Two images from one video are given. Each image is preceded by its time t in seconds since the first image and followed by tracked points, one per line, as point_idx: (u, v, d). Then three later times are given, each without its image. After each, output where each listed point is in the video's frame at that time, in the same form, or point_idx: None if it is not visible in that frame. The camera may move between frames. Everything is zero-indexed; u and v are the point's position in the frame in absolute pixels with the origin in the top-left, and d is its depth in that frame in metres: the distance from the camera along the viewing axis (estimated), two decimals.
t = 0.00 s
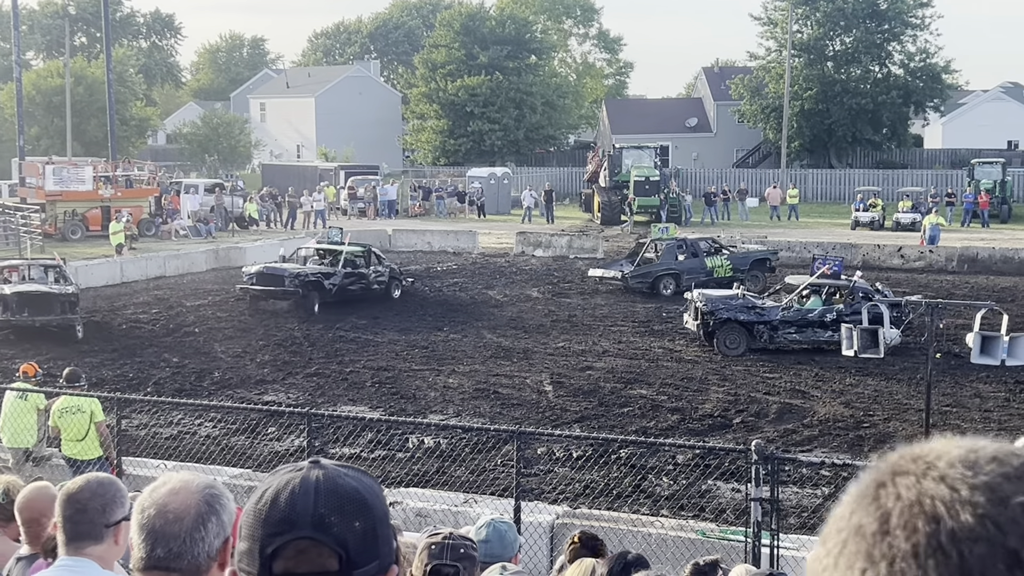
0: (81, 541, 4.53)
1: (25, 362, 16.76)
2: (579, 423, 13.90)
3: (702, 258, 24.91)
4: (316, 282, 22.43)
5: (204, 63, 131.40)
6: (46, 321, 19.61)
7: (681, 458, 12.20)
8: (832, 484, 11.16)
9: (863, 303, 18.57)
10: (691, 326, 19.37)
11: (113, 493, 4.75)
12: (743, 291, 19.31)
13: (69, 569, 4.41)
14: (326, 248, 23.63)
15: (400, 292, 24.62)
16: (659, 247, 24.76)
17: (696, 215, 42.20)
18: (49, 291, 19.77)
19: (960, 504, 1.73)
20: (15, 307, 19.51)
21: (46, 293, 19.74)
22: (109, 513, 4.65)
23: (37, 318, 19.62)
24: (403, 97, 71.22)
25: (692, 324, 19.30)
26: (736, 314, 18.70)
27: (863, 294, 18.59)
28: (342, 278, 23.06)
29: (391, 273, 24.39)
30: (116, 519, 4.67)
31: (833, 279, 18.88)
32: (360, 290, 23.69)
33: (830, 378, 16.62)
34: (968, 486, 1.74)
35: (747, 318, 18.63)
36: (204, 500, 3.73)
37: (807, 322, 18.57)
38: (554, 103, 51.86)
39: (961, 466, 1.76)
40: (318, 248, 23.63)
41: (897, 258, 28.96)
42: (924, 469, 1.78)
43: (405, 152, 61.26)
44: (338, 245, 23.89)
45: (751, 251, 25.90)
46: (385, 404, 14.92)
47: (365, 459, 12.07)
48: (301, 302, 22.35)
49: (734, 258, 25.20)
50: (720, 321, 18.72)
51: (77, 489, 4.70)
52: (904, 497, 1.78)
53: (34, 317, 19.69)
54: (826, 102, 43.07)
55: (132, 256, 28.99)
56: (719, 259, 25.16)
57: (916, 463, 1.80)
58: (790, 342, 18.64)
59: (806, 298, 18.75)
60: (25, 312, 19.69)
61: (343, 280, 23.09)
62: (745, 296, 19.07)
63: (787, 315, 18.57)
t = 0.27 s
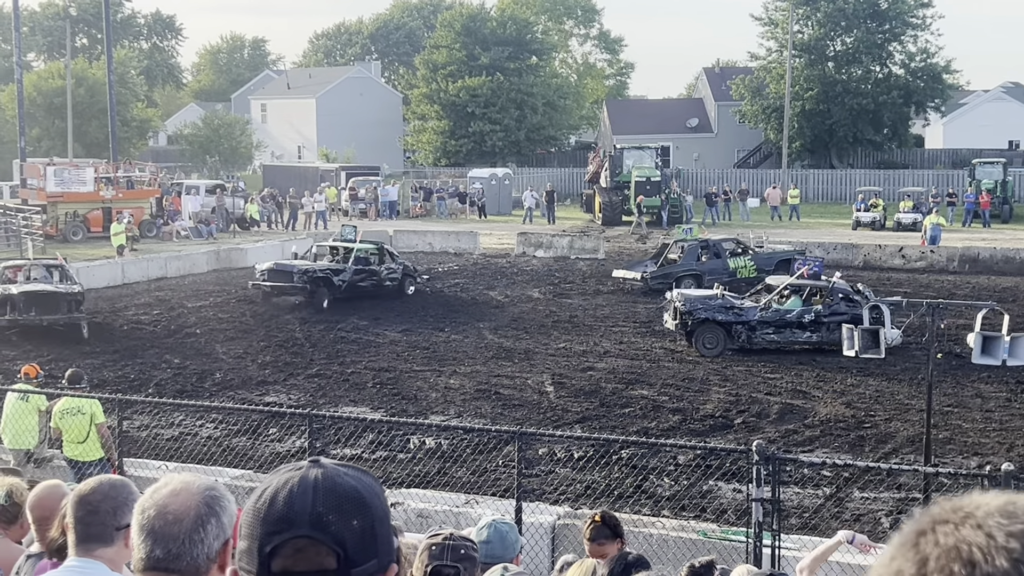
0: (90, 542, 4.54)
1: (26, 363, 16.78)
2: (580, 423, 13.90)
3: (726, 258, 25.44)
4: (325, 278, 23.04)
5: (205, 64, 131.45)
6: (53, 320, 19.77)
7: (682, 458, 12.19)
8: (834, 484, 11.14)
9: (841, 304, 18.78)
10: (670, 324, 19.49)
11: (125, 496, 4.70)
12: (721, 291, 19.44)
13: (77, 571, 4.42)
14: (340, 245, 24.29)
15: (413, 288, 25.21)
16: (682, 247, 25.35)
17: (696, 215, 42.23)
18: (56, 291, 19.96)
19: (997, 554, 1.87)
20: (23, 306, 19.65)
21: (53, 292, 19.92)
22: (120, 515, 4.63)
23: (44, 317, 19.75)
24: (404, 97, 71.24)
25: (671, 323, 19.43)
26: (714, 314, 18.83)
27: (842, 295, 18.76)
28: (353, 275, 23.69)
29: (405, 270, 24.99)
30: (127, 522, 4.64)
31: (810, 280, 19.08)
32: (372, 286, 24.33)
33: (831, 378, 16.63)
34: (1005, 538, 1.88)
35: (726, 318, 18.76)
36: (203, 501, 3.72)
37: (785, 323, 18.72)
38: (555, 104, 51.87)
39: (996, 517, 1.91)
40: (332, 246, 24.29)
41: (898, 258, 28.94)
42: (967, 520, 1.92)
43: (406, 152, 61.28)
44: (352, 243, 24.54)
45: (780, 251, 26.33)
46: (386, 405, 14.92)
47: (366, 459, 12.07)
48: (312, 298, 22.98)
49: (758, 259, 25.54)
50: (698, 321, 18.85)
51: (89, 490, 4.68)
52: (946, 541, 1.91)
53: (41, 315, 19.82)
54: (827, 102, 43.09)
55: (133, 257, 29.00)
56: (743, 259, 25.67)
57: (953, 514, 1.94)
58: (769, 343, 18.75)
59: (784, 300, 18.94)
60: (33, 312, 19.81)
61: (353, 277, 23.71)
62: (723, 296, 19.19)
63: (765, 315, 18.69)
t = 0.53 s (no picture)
0: (102, 544, 4.54)
1: (29, 364, 16.79)
2: (581, 424, 13.92)
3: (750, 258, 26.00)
4: (337, 275, 23.65)
5: (206, 66, 131.56)
6: (60, 320, 19.80)
7: (684, 459, 12.20)
8: (836, 485, 11.15)
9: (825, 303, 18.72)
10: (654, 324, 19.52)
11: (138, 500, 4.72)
12: (705, 291, 19.47)
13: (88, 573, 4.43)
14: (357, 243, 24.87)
15: (428, 286, 25.72)
16: (705, 247, 25.89)
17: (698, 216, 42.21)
18: (62, 291, 20.03)
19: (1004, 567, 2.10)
20: (28, 306, 19.68)
21: (60, 292, 19.98)
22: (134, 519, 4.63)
23: (50, 317, 19.77)
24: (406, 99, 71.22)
25: (655, 323, 19.47)
26: (696, 315, 18.87)
27: (825, 296, 18.70)
28: (365, 272, 24.27)
29: (420, 268, 25.48)
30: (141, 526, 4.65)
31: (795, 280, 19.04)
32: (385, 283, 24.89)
33: (832, 379, 16.64)
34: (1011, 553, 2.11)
35: (708, 319, 18.80)
36: (202, 504, 3.72)
37: (768, 324, 18.74)
38: (557, 105, 51.85)
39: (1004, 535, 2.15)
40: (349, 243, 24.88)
41: (900, 258, 28.96)
42: (977, 536, 2.15)
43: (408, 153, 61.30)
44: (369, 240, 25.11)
45: (810, 252, 26.72)
46: (388, 406, 14.93)
47: (368, 460, 12.09)
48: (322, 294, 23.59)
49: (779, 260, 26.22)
50: (681, 322, 18.91)
51: (102, 494, 4.70)
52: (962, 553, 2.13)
53: (47, 315, 19.87)
54: (829, 103, 43.11)
55: (135, 258, 29.01)
56: (767, 259, 26.18)
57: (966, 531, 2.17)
58: (752, 343, 18.79)
59: (768, 300, 18.97)
60: (39, 312, 19.82)
61: (365, 274, 24.27)
62: (707, 296, 19.22)
63: (747, 316, 18.73)
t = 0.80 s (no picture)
0: (112, 546, 4.53)
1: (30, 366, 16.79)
2: (582, 425, 13.92)
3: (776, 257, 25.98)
4: (347, 273, 24.39)
5: (207, 66, 131.54)
6: (63, 320, 19.86)
7: (685, 460, 12.19)
8: (837, 486, 11.15)
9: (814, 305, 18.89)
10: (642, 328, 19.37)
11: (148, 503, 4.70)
12: (692, 293, 19.41)
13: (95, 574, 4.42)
14: (374, 242, 25.56)
15: (443, 285, 26.27)
16: (730, 248, 25.96)
17: (699, 216, 42.20)
18: (64, 291, 20.06)
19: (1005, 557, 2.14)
20: (31, 307, 19.71)
21: (62, 293, 20.00)
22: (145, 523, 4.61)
23: (53, 317, 19.82)
24: (406, 99, 71.19)
25: (643, 326, 19.33)
26: (686, 315, 18.82)
27: (814, 297, 18.91)
28: (377, 270, 24.95)
29: (435, 267, 26.03)
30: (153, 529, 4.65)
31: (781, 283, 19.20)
32: (398, 281, 25.53)
33: (834, 379, 16.65)
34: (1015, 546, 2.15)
35: (698, 319, 18.75)
36: (202, 506, 3.71)
37: (757, 324, 18.74)
38: (558, 105, 51.83)
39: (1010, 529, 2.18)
40: (366, 242, 25.58)
41: (901, 259, 28.97)
42: (982, 530, 2.19)
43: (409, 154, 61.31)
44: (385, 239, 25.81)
45: (836, 252, 26.62)
46: (388, 407, 14.93)
47: (369, 461, 12.09)
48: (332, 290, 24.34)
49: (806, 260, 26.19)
50: (671, 323, 18.84)
51: (111, 497, 4.67)
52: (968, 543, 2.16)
53: (50, 315, 19.90)
54: (830, 104, 43.12)
55: (136, 259, 29.02)
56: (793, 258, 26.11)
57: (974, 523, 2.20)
58: (741, 344, 18.77)
59: (757, 301, 19.03)
60: (41, 312, 19.85)
61: (377, 272, 24.94)
62: (696, 297, 19.19)
63: (737, 316, 18.74)
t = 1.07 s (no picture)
0: (102, 543, 4.54)
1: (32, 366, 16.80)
2: (584, 425, 13.91)
3: (800, 258, 25.90)
4: (357, 270, 24.86)
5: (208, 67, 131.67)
6: (65, 320, 19.90)
7: (686, 460, 12.19)
8: (839, 486, 11.15)
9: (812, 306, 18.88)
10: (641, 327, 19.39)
11: (136, 500, 4.74)
12: (691, 293, 19.40)
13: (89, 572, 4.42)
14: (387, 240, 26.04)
15: (456, 282, 26.54)
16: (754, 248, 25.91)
17: (700, 216, 42.24)
18: (68, 290, 20.10)
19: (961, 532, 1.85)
20: (34, 306, 19.74)
21: (65, 293, 20.02)
22: (132, 518, 4.65)
23: (56, 316, 19.85)
24: (408, 100, 71.28)
25: (642, 326, 19.35)
26: (684, 315, 18.79)
27: (811, 296, 18.88)
28: (387, 267, 25.38)
29: (448, 265, 26.36)
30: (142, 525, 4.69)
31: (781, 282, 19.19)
32: (409, 279, 25.92)
33: (835, 380, 16.63)
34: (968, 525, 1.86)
35: (696, 319, 18.73)
36: (204, 505, 3.72)
37: (755, 324, 18.71)
38: (559, 105, 51.83)
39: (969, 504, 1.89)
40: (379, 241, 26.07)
41: (903, 259, 28.98)
42: (937, 509, 1.88)
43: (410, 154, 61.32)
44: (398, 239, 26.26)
45: (864, 253, 26.43)
46: (390, 407, 14.93)
47: (371, 462, 12.09)
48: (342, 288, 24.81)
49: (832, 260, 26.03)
50: (669, 323, 18.81)
51: (100, 494, 4.71)
52: (916, 528, 1.88)
53: (53, 315, 19.93)
54: (831, 104, 43.12)
55: (138, 259, 29.05)
56: (819, 260, 26.04)
57: (929, 500, 1.91)
58: (739, 344, 18.74)
59: (753, 301, 19.00)
60: (44, 312, 19.90)
61: (387, 269, 25.36)
62: (694, 297, 19.18)
63: (735, 316, 18.70)
